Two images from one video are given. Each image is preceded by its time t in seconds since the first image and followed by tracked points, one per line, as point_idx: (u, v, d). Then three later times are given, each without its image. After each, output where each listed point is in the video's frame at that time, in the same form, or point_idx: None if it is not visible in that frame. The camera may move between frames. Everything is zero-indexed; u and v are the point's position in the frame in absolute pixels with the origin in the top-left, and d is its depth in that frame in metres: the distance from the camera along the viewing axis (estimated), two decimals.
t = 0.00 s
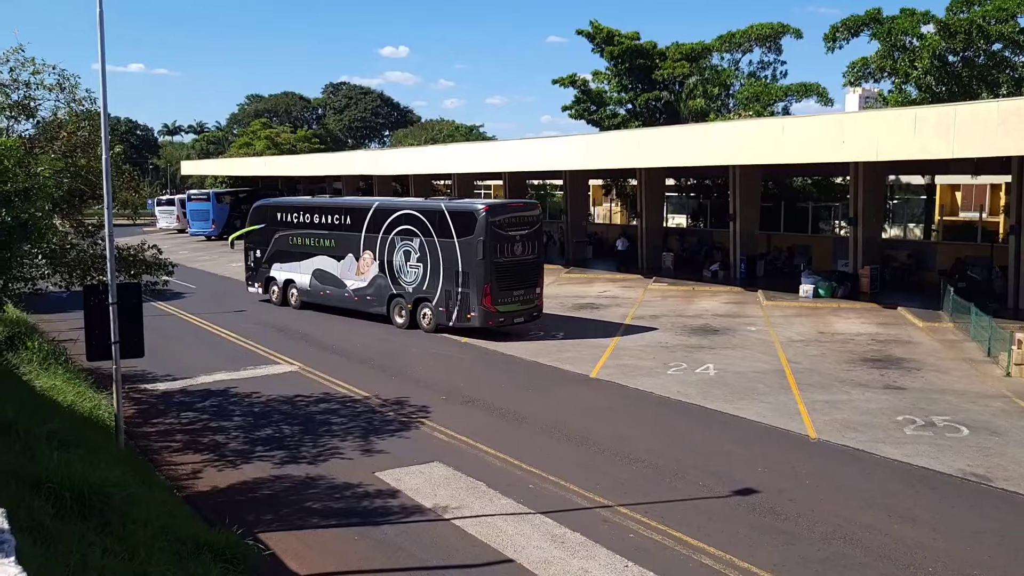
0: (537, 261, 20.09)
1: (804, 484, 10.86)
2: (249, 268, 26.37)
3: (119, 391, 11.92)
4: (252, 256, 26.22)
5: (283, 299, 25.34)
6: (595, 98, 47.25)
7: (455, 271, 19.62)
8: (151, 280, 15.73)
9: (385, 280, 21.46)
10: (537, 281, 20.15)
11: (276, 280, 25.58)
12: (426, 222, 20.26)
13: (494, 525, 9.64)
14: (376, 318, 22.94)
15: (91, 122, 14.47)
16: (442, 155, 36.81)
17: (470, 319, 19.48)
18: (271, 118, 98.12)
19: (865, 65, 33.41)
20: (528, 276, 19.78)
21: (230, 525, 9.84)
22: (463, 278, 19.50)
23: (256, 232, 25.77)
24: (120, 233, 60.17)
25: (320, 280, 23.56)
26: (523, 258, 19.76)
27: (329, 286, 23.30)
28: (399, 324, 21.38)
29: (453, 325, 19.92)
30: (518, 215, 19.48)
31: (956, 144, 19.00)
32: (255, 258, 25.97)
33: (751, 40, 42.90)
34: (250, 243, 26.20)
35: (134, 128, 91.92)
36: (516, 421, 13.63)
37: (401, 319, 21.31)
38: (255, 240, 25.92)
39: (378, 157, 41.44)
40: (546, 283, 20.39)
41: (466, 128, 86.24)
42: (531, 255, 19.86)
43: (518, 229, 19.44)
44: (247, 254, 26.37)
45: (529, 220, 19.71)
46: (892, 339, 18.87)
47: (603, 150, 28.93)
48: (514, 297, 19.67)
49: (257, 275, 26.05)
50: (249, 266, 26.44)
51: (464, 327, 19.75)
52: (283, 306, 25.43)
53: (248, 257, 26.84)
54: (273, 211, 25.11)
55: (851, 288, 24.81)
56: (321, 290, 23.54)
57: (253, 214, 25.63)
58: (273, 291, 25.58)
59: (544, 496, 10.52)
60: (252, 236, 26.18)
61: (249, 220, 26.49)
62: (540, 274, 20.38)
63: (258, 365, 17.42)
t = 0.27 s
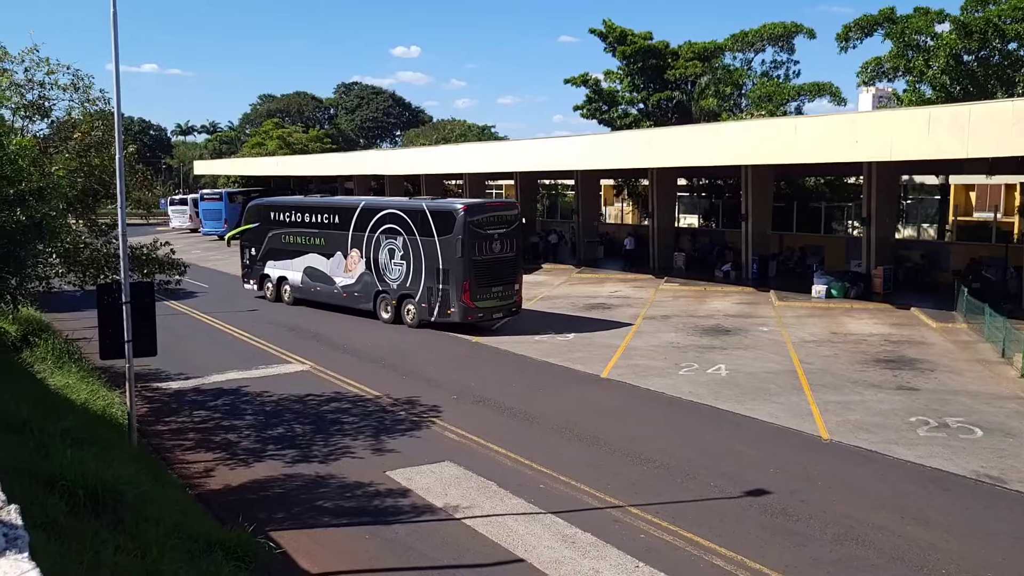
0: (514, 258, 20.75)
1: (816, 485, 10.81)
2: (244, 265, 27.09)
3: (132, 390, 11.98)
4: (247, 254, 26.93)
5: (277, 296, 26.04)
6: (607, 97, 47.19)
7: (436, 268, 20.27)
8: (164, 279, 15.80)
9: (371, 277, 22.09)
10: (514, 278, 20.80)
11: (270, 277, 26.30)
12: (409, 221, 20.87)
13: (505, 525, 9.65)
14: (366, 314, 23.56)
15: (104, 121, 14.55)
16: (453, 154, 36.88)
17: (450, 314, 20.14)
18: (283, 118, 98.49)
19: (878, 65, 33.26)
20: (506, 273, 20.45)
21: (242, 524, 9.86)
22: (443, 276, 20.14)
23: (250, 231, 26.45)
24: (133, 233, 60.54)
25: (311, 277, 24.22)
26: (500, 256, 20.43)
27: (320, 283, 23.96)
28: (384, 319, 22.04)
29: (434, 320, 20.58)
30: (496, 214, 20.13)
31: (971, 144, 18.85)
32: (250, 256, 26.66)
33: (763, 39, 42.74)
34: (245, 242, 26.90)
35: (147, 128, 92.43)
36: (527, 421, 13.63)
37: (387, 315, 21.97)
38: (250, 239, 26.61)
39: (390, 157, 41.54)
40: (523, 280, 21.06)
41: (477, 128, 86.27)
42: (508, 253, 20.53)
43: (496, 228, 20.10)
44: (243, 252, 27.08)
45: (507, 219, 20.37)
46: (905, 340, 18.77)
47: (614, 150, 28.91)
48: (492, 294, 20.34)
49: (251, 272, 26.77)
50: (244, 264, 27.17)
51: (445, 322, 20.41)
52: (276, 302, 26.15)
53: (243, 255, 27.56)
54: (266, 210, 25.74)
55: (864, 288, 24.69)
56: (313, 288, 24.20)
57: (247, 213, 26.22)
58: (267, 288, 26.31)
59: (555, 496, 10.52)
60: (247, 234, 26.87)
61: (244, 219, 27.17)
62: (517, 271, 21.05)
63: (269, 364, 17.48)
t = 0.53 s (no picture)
0: (497, 257, 21.33)
1: (830, 488, 10.76)
2: (241, 263, 27.84)
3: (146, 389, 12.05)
4: (244, 252, 27.66)
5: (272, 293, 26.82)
6: (620, 99, 47.16)
7: (419, 266, 20.89)
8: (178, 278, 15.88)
9: (360, 275, 22.76)
10: (497, 276, 21.37)
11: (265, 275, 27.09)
12: (394, 221, 21.53)
13: (516, 525, 9.65)
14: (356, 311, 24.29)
15: (119, 122, 14.64)
16: (464, 156, 36.96)
17: (433, 310, 20.75)
18: (297, 119, 98.90)
19: (893, 66, 33.10)
20: (489, 271, 21.02)
21: (254, 523, 9.90)
22: (426, 273, 20.77)
23: (247, 230, 27.16)
24: (147, 233, 60.93)
25: (304, 275, 24.98)
26: (483, 254, 21.03)
27: (312, 281, 24.72)
28: (372, 315, 22.70)
29: (419, 316, 21.20)
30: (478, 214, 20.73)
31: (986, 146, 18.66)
32: (247, 254, 27.40)
33: (777, 40, 42.59)
34: (242, 241, 27.63)
35: (162, 128, 93.02)
36: (539, 422, 13.61)
37: (375, 311, 22.63)
38: (246, 238, 27.33)
39: (403, 158, 41.61)
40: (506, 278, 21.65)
41: (490, 129, 86.34)
42: (490, 251, 21.12)
43: (478, 227, 20.69)
44: (240, 251, 27.80)
45: (489, 218, 20.95)
46: (920, 343, 18.66)
47: (627, 151, 28.86)
48: (474, 291, 20.93)
49: (248, 270, 27.52)
50: (241, 262, 27.93)
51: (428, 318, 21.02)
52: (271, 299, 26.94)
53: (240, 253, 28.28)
54: (262, 210, 26.43)
55: (878, 290, 24.57)
56: (305, 285, 24.95)
57: (244, 213, 26.93)
58: (263, 286, 27.10)
59: (566, 497, 10.51)
60: (244, 233, 27.58)
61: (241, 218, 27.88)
62: (500, 269, 21.63)
63: (282, 364, 17.54)
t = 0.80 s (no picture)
0: (477, 254, 22.16)
1: (840, 492, 10.72)
2: (238, 259, 28.70)
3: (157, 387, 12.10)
4: (241, 250, 28.50)
5: (267, 289, 27.66)
6: (632, 100, 47.10)
7: (404, 263, 21.68)
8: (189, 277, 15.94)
9: (348, 272, 23.56)
10: (477, 272, 22.20)
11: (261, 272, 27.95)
12: (380, 219, 22.29)
13: (525, 526, 9.65)
14: (345, 306, 25.15)
15: (133, 121, 14.71)
16: (476, 156, 36.97)
17: (416, 306, 21.57)
18: (308, 118, 99.26)
19: (907, 69, 32.92)
20: (469, 268, 21.83)
21: (264, 521, 9.93)
22: (410, 270, 21.56)
23: (244, 228, 27.97)
24: (160, 231, 61.26)
25: (296, 272, 25.83)
26: (463, 252, 21.85)
27: (304, 277, 25.56)
28: (360, 310, 23.53)
29: (403, 312, 22.03)
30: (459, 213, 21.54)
31: (1000, 148, 18.52)
32: (244, 252, 28.23)
33: (790, 42, 42.48)
34: (239, 238, 28.46)
35: (175, 127, 93.51)
36: (548, 424, 13.61)
37: (362, 306, 23.45)
38: (243, 235, 28.15)
39: (414, 157, 41.60)
40: (487, 275, 22.47)
41: (501, 130, 86.42)
42: (471, 249, 21.95)
43: (459, 226, 21.50)
44: (237, 247, 28.63)
45: (470, 217, 21.77)
46: (932, 346, 18.56)
47: (638, 152, 28.84)
48: (455, 287, 21.77)
49: (245, 267, 28.37)
50: (238, 259, 28.79)
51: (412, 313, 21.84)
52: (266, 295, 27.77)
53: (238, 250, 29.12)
54: (257, 208, 27.21)
55: (890, 293, 24.44)
56: (297, 282, 25.79)
57: (241, 211, 27.75)
58: (258, 282, 27.96)
59: (575, 498, 10.50)
60: (241, 231, 28.41)
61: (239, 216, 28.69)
62: (481, 266, 22.45)
63: (292, 363, 17.60)
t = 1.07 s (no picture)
0: (460, 251, 22.88)
1: (848, 494, 10.69)
2: (235, 255, 29.53)
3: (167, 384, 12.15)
4: (237, 246, 29.33)
5: (261, 284, 28.48)
6: (642, 100, 47.08)
7: (389, 259, 22.41)
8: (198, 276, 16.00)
9: (337, 268, 24.32)
10: (460, 269, 22.93)
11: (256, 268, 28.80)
12: (367, 217, 23.01)
13: (532, 526, 9.65)
14: (335, 300, 25.96)
15: (144, 119, 14.78)
16: (486, 156, 37.02)
17: (400, 301, 22.32)
18: (319, 117, 99.60)
19: (919, 70, 32.79)
20: (452, 265, 22.55)
21: (272, 519, 9.97)
22: (394, 266, 22.30)
23: (240, 224, 28.78)
24: (171, 229, 61.60)
25: (289, 267, 26.65)
26: (446, 249, 22.57)
27: (296, 272, 26.36)
28: (347, 305, 24.30)
29: (387, 306, 22.79)
30: (443, 212, 22.24)
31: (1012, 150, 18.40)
32: (240, 247, 29.06)
33: (801, 43, 42.36)
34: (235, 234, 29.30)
35: (186, 125, 93.93)
36: (556, 424, 13.61)
37: (350, 301, 24.22)
38: (239, 232, 28.96)
39: (424, 157, 41.68)
40: (470, 271, 23.18)
41: (511, 129, 86.48)
42: (454, 247, 22.66)
43: (442, 225, 22.19)
44: (234, 244, 29.47)
45: (453, 216, 22.45)
46: (942, 349, 18.50)
47: (648, 152, 28.82)
48: (438, 283, 22.51)
49: (240, 262, 29.21)
50: (235, 254, 29.63)
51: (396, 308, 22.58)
52: (261, 290, 28.59)
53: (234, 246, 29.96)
54: (252, 206, 28.00)
55: (900, 296, 24.36)
56: (290, 277, 26.59)
57: (237, 209, 28.58)
58: (253, 278, 28.79)
59: (582, 499, 10.50)
60: (237, 228, 29.23)
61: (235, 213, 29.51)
62: (464, 262, 23.16)
63: (301, 361, 17.64)
